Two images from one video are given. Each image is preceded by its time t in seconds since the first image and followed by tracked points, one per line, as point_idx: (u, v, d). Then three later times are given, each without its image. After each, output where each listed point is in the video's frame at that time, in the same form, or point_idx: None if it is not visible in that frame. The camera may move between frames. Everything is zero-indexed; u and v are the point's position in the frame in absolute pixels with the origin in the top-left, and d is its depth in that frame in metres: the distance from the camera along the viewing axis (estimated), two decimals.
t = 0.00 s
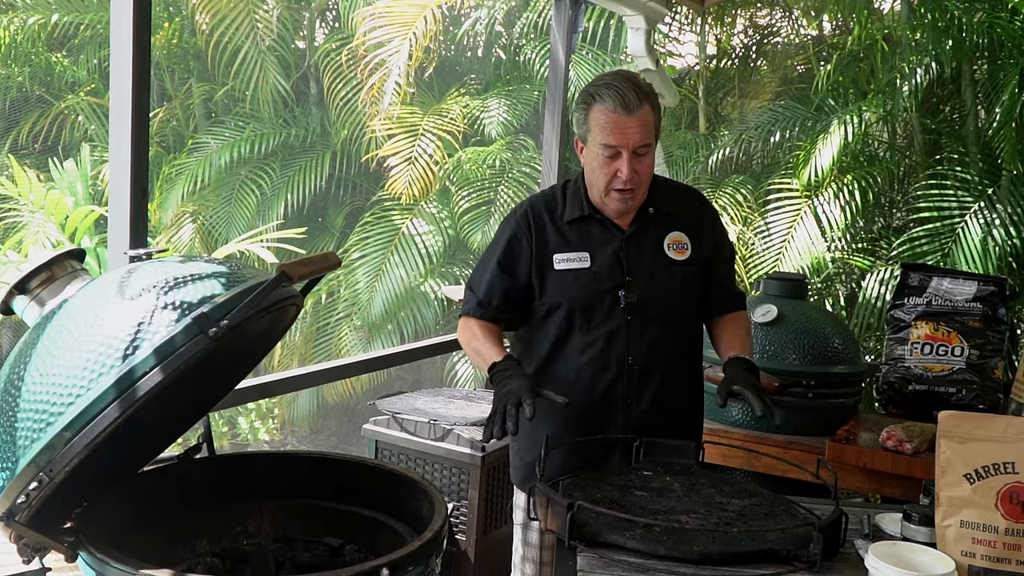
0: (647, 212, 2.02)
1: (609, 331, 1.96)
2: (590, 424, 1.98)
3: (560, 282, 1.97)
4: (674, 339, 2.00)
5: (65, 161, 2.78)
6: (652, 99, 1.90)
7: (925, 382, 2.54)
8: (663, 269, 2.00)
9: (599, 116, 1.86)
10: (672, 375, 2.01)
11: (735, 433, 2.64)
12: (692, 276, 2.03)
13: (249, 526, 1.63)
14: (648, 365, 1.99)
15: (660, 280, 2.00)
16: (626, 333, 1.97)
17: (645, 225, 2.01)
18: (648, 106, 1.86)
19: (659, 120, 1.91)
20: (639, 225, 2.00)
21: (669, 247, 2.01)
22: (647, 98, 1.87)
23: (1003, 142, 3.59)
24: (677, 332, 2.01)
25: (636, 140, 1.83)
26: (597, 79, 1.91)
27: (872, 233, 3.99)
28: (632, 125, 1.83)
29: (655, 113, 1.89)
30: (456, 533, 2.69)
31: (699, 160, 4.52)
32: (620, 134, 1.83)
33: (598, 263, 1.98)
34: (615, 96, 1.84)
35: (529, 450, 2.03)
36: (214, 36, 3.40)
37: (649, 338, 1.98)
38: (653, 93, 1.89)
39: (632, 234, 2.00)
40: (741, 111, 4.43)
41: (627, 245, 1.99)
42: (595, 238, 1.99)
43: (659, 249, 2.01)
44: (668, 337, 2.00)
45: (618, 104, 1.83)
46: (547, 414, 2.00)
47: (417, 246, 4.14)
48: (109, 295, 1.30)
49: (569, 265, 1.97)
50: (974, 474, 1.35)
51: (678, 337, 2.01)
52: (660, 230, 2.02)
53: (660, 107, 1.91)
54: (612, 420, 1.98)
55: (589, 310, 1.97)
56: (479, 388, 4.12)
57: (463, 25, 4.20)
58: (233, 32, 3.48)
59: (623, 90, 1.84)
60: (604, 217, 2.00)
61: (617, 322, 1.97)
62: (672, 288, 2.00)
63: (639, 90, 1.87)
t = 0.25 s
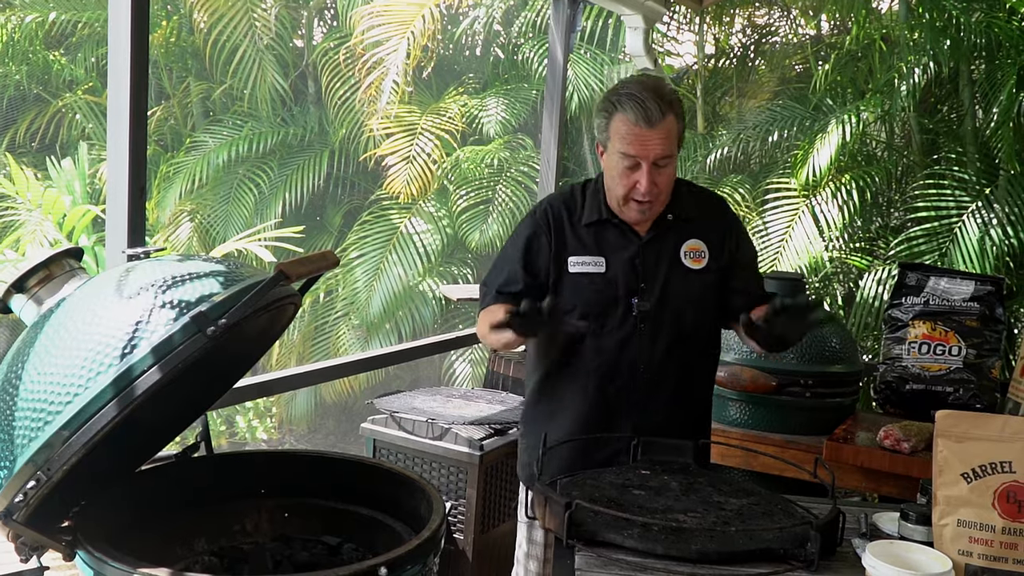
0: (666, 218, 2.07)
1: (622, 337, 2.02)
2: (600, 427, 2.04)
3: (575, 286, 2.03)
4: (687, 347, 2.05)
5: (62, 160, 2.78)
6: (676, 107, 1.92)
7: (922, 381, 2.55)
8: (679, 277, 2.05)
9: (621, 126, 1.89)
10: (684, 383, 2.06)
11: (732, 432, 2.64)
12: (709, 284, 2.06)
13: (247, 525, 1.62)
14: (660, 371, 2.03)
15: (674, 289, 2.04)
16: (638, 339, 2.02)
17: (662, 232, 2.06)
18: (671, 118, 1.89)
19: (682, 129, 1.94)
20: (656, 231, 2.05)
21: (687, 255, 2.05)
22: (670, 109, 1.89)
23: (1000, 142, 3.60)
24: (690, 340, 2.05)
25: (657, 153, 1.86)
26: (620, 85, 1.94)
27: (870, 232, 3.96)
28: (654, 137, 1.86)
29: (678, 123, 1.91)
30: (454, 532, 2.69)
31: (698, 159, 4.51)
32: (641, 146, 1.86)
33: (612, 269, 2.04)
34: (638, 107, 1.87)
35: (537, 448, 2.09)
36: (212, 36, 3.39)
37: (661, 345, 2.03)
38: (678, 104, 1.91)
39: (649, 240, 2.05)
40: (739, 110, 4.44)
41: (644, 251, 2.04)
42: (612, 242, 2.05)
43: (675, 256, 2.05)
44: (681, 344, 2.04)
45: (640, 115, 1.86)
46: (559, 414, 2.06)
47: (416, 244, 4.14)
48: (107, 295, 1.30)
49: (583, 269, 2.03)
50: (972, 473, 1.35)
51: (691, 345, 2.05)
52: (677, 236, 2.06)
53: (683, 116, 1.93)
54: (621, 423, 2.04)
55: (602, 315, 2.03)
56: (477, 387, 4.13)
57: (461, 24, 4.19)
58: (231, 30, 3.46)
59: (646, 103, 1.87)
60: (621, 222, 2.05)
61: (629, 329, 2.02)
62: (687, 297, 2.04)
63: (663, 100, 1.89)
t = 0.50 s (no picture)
0: (684, 216, 2.07)
1: (632, 337, 2.04)
2: (607, 426, 2.06)
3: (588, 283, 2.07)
4: (698, 351, 2.06)
5: (61, 159, 2.78)
6: (692, 89, 2.03)
7: (921, 380, 2.55)
8: (692, 280, 2.06)
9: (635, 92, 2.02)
10: (694, 387, 2.07)
11: (732, 431, 2.64)
12: (723, 289, 2.06)
13: (246, 524, 1.62)
14: (670, 373, 2.05)
15: (686, 291, 2.06)
16: (648, 340, 2.04)
17: (679, 231, 2.07)
18: (683, 88, 2.00)
19: (698, 108, 2.02)
20: (672, 230, 2.06)
21: (703, 258, 2.06)
22: (684, 81, 2.00)
23: (999, 141, 3.62)
24: (702, 344, 2.05)
25: (665, 107, 1.95)
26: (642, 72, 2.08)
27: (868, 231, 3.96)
28: (664, 95, 1.97)
29: (693, 100, 2.01)
30: (452, 531, 2.68)
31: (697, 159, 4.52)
32: (651, 102, 1.97)
33: (627, 268, 2.07)
34: (651, 73, 2.00)
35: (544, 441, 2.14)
36: (211, 36, 3.37)
37: (671, 348, 2.05)
38: (693, 83, 2.03)
39: (667, 240, 2.06)
40: (738, 110, 4.38)
41: (659, 252, 2.06)
42: (627, 241, 2.08)
43: (691, 258, 2.07)
44: (692, 348, 2.05)
45: (651, 78, 1.99)
46: (568, 410, 2.10)
47: (415, 244, 4.15)
48: (106, 294, 1.30)
49: (598, 266, 2.07)
50: (971, 472, 1.35)
51: (703, 350, 2.06)
52: (694, 238, 2.07)
53: (698, 97, 2.03)
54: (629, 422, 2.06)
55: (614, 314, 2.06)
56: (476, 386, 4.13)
57: (460, 23, 4.18)
58: (230, 30, 3.45)
59: (659, 69, 2.00)
60: (639, 218, 2.07)
61: (640, 329, 2.04)
62: (701, 301, 2.05)
63: (678, 75, 2.02)
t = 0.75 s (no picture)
0: (691, 220, 2.07)
1: (637, 342, 2.06)
2: (611, 426, 2.09)
3: (594, 286, 2.07)
4: (702, 356, 2.07)
5: (59, 158, 2.78)
6: (696, 85, 2.03)
7: (920, 379, 2.55)
8: (698, 284, 2.06)
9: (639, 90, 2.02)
10: (699, 390, 2.08)
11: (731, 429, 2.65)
12: (730, 294, 2.05)
13: (245, 523, 1.62)
14: (674, 378, 2.07)
15: (692, 295, 2.05)
16: (653, 343, 2.06)
17: (685, 235, 2.07)
18: (687, 83, 2.00)
19: (703, 104, 2.02)
20: (678, 234, 2.06)
21: (710, 263, 2.05)
22: (688, 77, 2.01)
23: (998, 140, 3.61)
24: (706, 348, 2.06)
25: (671, 105, 1.96)
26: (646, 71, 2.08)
27: (867, 229, 3.99)
28: (669, 93, 1.97)
29: (698, 95, 2.01)
30: (451, 529, 2.68)
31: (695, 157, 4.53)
32: (655, 100, 1.97)
33: (632, 271, 2.06)
34: (655, 71, 2.00)
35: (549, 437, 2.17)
36: (209, 34, 3.37)
37: (676, 352, 2.06)
38: (696, 78, 2.03)
39: (673, 243, 2.06)
40: (737, 108, 4.43)
41: (665, 255, 2.06)
42: (633, 244, 2.07)
43: (697, 262, 2.06)
44: (697, 353, 2.06)
45: (655, 75, 1.99)
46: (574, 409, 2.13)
47: (413, 243, 4.13)
48: (105, 293, 1.30)
49: (603, 270, 2.06)
50: (969, 471, 1.35)
51: (708, 355, 2.07)
52: (701, 241, 2.06)
53: (703, 92, 2.03)
54: (632, 425, 2.09)
55: (620, 318, 2.07)
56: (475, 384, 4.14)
57: (459, 21, 4.16)
58: (229, 28, 3.43)
59: (661, 67, 2.00)
60: (645, 221, 2.07)
61: (645, 333, 2.06)
62: (706, 307, 2.05)
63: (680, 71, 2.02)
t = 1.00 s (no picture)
0: (686, 221, 2.07)
1: (637, 346, 2.06)
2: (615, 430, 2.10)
3: (591, 293, 2.08)
4: (704, 357, 2.07)
5: (59, 156, 2.78)
6: (677, 86, 2.02)
7: (918, 378, 2.55)
8: (696, 285, 2.06)
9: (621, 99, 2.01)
10: (701, 391, 2.08)
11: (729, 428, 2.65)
12: (728, 294, 2.05)
13: (244, 521, 1.62)
14: (676, 380, 2.07)
15: (690, 297, 2.06)
16: (653, 346, 2.06)
17: (681, 237, 2.07)
18: (669, 86, 1.99)
19: (687, 105, 2.01)
20: (674, 237, 2.06)
21: (707, 263, 2.05)
22: (668, 80, 2.00)
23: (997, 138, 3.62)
24: (707, 349, 2.06)
25: (655, 112, 1.95)
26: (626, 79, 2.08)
27: (865, 228, 3.96)
28: (651, 100, 1.96)
29: (680, 96, 2.01)
30: (450, 528, 2.68)
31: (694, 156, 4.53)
32: (639, 108, 1.96)
33: (629, 276, 2.07)
34: (634, 78, 2.00)
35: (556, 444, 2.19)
36: (208, 33, 3.38)
37: (677, 354, 2.06)
38: (677, 80, 2.02)
39: (668, 246, 2.06)
40: (736, 107, 4.44)
41: (661, 258, 2.06)
42: (629, 248, 2.08)
43: (694, 263, 2.06)
44: (698, 354, 2.07)
45: (635, 83, 1.98)
46: (578, 415, 2.14)
47: (412, 241, 4.14)
48: (104, 291, 1.30)
49: (600, 276, 2.07)
50: (967, 469, 1.36)
51: (709, 356, 2.07)
52: (697, 242, 2.06)
53: (685, 93, 2.02)
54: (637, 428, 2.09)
55: (619, 323, 2.08)
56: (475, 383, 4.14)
57: (458, 20, 4.17)
58: (229, 27, 3.44)
59: (640, 73, 1.99)
60: (640, 226, 2.08)
61: (645, 337, 2.06)
62: (705, 307, 2.05)
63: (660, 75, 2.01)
